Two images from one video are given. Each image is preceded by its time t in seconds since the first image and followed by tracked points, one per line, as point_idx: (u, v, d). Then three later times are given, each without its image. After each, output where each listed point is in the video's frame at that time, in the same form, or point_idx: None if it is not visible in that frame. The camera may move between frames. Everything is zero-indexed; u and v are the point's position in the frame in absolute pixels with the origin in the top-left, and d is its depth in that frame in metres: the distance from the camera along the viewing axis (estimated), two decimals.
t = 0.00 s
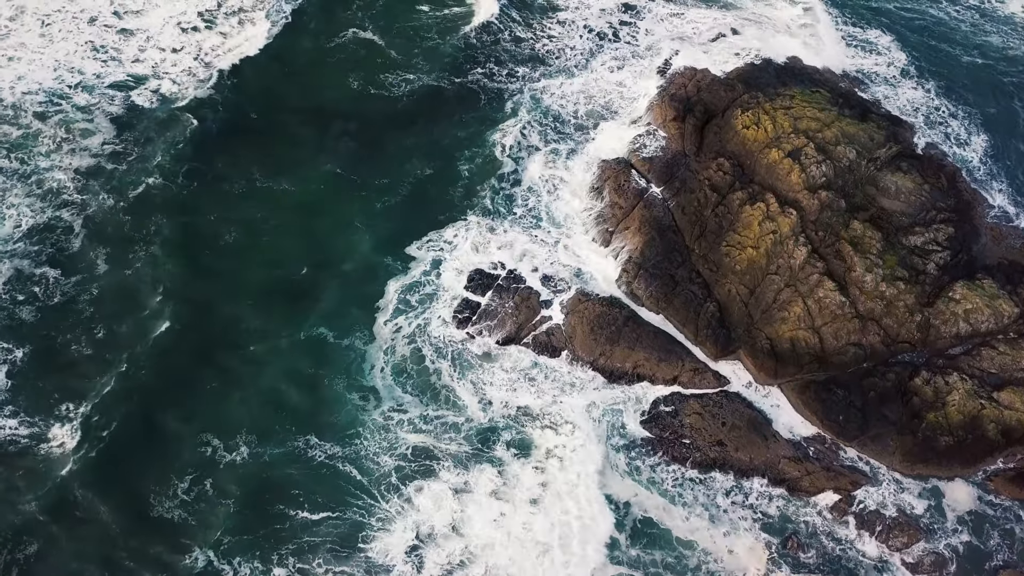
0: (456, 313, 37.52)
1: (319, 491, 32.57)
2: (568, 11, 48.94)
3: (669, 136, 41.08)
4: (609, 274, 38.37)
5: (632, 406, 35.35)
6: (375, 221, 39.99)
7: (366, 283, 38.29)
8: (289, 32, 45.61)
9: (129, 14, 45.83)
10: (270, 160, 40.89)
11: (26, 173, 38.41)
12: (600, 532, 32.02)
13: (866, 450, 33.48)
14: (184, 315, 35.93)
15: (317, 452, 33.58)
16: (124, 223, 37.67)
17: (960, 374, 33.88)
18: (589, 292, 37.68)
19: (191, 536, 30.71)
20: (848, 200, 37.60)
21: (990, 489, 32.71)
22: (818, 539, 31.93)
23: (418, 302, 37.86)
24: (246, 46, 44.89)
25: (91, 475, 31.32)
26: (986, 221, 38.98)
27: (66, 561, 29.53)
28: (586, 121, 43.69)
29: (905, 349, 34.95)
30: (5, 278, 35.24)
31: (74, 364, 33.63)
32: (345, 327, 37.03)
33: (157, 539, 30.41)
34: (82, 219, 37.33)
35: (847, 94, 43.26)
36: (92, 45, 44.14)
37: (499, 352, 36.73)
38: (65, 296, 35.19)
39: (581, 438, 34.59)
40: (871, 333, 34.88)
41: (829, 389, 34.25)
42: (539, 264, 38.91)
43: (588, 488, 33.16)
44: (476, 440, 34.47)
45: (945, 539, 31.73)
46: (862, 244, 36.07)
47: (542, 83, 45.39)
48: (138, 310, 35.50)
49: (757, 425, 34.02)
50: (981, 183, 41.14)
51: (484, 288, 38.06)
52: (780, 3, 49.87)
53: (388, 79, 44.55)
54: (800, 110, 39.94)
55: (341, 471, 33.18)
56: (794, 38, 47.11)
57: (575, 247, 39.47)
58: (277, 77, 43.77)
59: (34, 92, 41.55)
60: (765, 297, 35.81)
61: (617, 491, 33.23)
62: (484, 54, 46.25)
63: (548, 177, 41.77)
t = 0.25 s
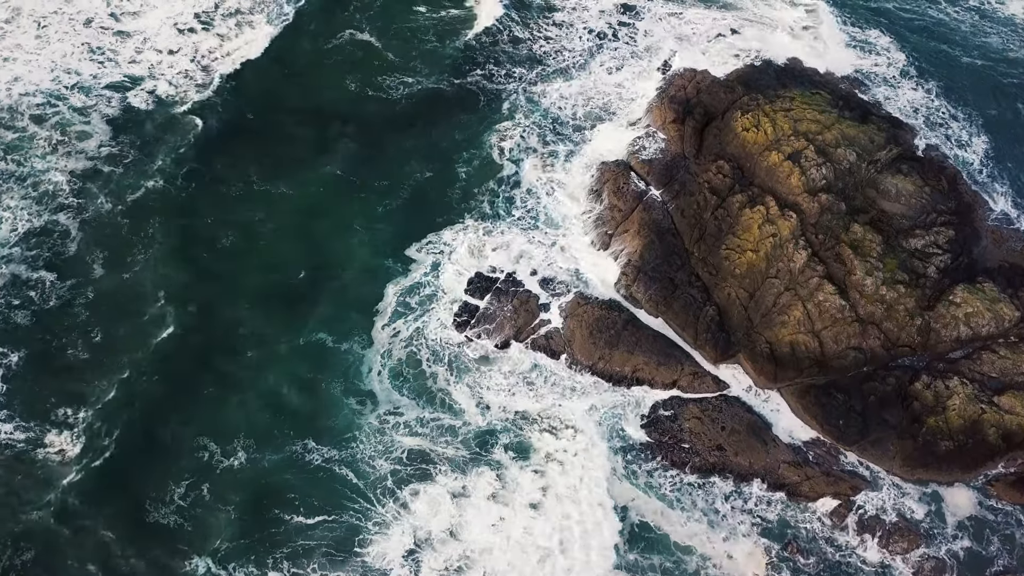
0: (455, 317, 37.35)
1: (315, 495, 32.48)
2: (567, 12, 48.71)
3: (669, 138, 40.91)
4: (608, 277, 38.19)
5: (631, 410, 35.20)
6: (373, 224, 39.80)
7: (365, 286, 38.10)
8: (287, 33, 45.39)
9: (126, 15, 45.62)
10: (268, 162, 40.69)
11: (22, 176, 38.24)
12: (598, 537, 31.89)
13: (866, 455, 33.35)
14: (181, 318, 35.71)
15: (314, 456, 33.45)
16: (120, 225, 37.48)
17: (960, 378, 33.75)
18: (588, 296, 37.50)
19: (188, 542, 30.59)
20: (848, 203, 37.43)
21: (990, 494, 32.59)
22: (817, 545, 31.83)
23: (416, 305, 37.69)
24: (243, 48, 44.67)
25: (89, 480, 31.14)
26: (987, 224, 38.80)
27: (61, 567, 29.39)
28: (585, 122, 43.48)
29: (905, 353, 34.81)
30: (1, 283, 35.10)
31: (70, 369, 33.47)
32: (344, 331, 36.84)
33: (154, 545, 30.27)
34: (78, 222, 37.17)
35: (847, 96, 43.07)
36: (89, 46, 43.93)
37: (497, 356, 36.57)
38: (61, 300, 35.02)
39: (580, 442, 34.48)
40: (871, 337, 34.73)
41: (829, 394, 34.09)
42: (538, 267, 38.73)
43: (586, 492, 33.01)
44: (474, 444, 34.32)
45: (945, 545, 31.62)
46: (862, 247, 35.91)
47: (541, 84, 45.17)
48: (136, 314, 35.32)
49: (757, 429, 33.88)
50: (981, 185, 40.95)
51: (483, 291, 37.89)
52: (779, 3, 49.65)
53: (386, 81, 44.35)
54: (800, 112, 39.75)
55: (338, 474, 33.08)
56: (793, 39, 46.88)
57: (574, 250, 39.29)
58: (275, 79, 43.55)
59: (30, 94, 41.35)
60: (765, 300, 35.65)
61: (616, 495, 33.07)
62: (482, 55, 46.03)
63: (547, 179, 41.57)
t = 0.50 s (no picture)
0: (454, 320, 37.22)
1: (311, 498, 32.36)
2: (565, 13, 48.56)
3: (668, 140, 40.77)
4: (607, 279, 38.07)
5: (630, 413, 35.07)
6: (371, 226, 39.64)
7: (363, 289, 37.94)
8: (284, 34, 45.21)
9: (124, 16, 45.47)
10: (266, 164, 40.53)
11: (18, 178, 38.07)
12: (597, 541, 31.75)
13: (866, 459, 33.23)
14: (179, 321, 35.56)
15: (311, 459, 33.32)
16: (117, 227, 37.32)
17: (961, 382, 33.60)
18: (587, 298, 37.36)
19: (184, 546, 30.46)
20: (848, 205, 37.28)
21: (991, 498, 32.45)
22: (816, 549, 31.70)
23: (415, 308, 37.54)
24: (241, 49, 44.50)
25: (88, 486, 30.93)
26: (988, 226, 38.64)
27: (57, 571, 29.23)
28: (584, 124, 43.31)
29: (905, 356, 34.67)
30: None
31: (66, 372, 33.35)
32: (343, 334, 36.68)
33: (150, 550, 30.12)
34: (75, 224, 37.01)
35: (847, 98, 42.90)
36: (86, 47, 43.78)
37: (496, 359, 36.42)
38: (57, 303, 34.88)
39: (578, 446, 34.37)
40: (872, 340, 34.60)
41: (829, 397, 33.95)
42: (537, 270, 38.59)
43: (585, 496, 32.89)
44: (472, 447, 34.21)
45: (945, 549, 31.49)
46: (862, 250, 35.77)
47: (539, 85, 45.00)
48: (135, 317, 35.19)
49: (757, 433, 33.76)
50: (982, 187, 40.79)
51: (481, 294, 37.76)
52: (778, 3, 49.47)
53: (384, 83, 44.20)
54: (800, 114, 39.59)
55: (334, 477, 32.98)
56: (793, 40, 46.71)
57: (573, 252, 39.16)
58: (272, 80, 43.41)
59: (27, 96, 41.18)
60: (765, 304, 35.51)
61: (615, 499, 32.91)
62: (481, 57, 45.85)
63: (545, 182, 41.45)
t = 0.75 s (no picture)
0: (452, 323, 37.05)
1: (306, 502, 32.24)
2: (563, 14, 48.38)
3: (668, 142, 40.61)
4: (606, 282, 37.90)
5: (629, 417, 34.92)
6: (369, 229, 39.47)
7: (361, 293, 37.77)
8: (282, 36, 45.00)
9: (121, 18, 45.30)
10: (263, 167, 40.35)
11: (14, 181, 37.91)
12: (595, 546, 31.61)
13: (866, 464, 33.09)
14: (176, 324, 35.37)
15: (309, 463, 33.17)
16: (113, 230, 37.16)
17: (962, 386, 33.44)
18: (586, 302, 37.17)
19: (180, 552, 30.33)
20: (849, 208, 37.11)
21: (991, 503, 32.29)
22: (816, 554, 31.58)
23: (413, 311, 37.39)
24: (238, 51, 44.30)
25: (90, 493, 30.81)
26: (988, 229, 38.47)
27: None
28: (582, 126, 43.12)
29: (905, 360, 34.51)
30: None
31: (62, 376, 33.22)
32: (342, 337, 36.51)
33: (146, 555, 30.01)
34: (71, 227, 36.84)
35: (847, 99, 42.72)
36: (83, 49, 43.60)
37: (494, 363, 36.24)
38: (53, 307, 34.71)
39: (576, 451, 34.25)
40: (872, 344, 34.45)
41: (829, 402, 33.77)
42: (535, 273, 38.42)
43: (583, 501, 32.79)
44: (469, 451, 34.11)
45: (945, 555, 31.37)
46: (863, 253, 35.61)
47: (537, 86, 44.82)
48: (132, 321, 35.01)
49: (756, 438, 33.62)
50: (982, 189, 40.63)
51: (480, 297, 37.59)
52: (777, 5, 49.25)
53: (382, 85, 44.00)
54: (800, 116, 39.42)
55: (331, 480, 32.87)
56: (792, 42, 46.51)
57: (572, 255, 38.98)
58: (270, 82, 43.22)
59: (23, 97, 40.98)
60: (764, 307, 35.35)
61: (613, 504, 32.77)
62: (479, 59, 45.66)
63: (544, 184, 41.29)
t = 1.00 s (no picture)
0: (451, 327, 36.89)
1: (303, 505, 32.15)
2: (562, 15, 48.23)
3: (667, 144, 40.45)
4: (605, 285, 37.73)
5: (628, 421, 34.80)
6: (367, 231, 39.31)
7: (359, 295, 37.60)
8: (279, 37, 44.83)
9: (118, 19, 45.12)
10: (261, 169, 40.16)
11: (10, 183, 37.77)
12: (593, 550, 31.61)
13: (866, 468, 32.97)
14: (173, 327, 35.20)
15: (306, 467, 33.05)
16: (110, 232, 37.01)
17: (962, 390, 33.33)
18: (584, 305, 37.01)
19: (178, 556, 30.34)
20: (849, 211, 36.96)
21: (991, 507, 32.22)
22: (814, 559, 31.52)
23: (411, 313, 37.24)
24: (235, 52, 44.12)
25: (93, 501, 30.79)
26: (989, 231, 38.34)
27: None
28: (581, 127, 42.96)
29: (905, 364, 34.37)
30: None
31: (59, 380, 33.11)
32: (340, 340, 36.36)
33: (143, 560, 30.07)
34: (67, 230, 36.71)
35: (847, 101, 42.58)
36: (80, 50, 43.43)
37: (493, 366, 36.09)
38: (49, 310, 34.57)
39: (575, 455, 34.15)
40: (872, 347, 34.31)
41: (829, 405, 33.65)
42: (534, 276, 38.29)
43: (581, 505, 32.73)
44: (466, 454, 34.00)
45: (945, 560, 31.33)
46: (863, 256, 35.46)
47: (536, 88, 44.66)
48: (129, 325, 34.85)
49: (756, 442, 33.50)
50: (983, 191, 40.51)
51: (478, 300, 37.44)
52: (777, 6, 49.06)
53: (380, 86, 43.83)
54: (800, 118, 39.25)
55: (329, 484, 32.76)
56: (791, 43, 46.37)
57: (571, 258, 38.83)
58: (267, 84, 43.03)
59: (20, 99, 40.83)
60: (764, 311, 35.21)
61: (611, 509, 32.69)
62: (477, 60, 45.49)
63: (542, 186, 41.14)
